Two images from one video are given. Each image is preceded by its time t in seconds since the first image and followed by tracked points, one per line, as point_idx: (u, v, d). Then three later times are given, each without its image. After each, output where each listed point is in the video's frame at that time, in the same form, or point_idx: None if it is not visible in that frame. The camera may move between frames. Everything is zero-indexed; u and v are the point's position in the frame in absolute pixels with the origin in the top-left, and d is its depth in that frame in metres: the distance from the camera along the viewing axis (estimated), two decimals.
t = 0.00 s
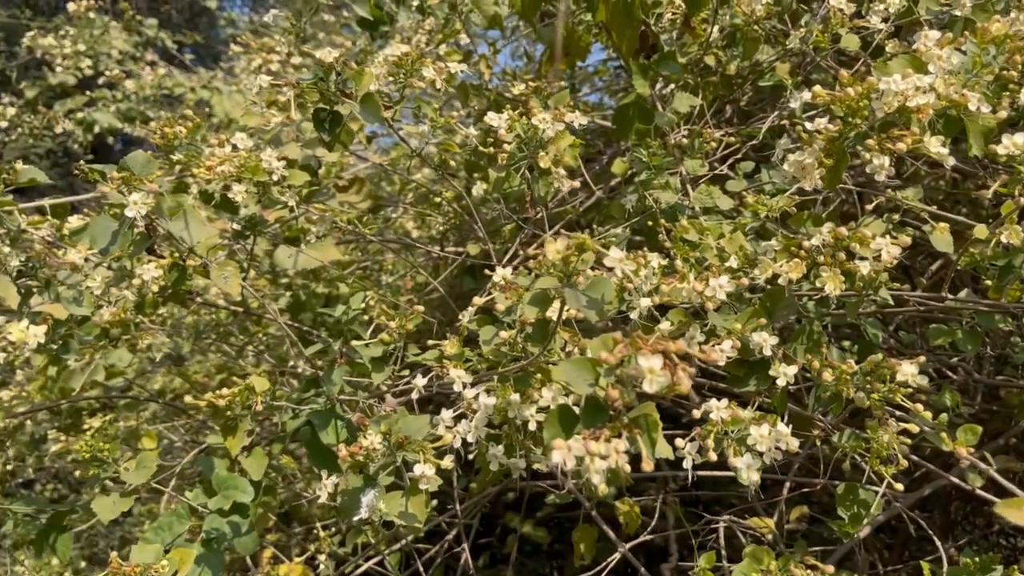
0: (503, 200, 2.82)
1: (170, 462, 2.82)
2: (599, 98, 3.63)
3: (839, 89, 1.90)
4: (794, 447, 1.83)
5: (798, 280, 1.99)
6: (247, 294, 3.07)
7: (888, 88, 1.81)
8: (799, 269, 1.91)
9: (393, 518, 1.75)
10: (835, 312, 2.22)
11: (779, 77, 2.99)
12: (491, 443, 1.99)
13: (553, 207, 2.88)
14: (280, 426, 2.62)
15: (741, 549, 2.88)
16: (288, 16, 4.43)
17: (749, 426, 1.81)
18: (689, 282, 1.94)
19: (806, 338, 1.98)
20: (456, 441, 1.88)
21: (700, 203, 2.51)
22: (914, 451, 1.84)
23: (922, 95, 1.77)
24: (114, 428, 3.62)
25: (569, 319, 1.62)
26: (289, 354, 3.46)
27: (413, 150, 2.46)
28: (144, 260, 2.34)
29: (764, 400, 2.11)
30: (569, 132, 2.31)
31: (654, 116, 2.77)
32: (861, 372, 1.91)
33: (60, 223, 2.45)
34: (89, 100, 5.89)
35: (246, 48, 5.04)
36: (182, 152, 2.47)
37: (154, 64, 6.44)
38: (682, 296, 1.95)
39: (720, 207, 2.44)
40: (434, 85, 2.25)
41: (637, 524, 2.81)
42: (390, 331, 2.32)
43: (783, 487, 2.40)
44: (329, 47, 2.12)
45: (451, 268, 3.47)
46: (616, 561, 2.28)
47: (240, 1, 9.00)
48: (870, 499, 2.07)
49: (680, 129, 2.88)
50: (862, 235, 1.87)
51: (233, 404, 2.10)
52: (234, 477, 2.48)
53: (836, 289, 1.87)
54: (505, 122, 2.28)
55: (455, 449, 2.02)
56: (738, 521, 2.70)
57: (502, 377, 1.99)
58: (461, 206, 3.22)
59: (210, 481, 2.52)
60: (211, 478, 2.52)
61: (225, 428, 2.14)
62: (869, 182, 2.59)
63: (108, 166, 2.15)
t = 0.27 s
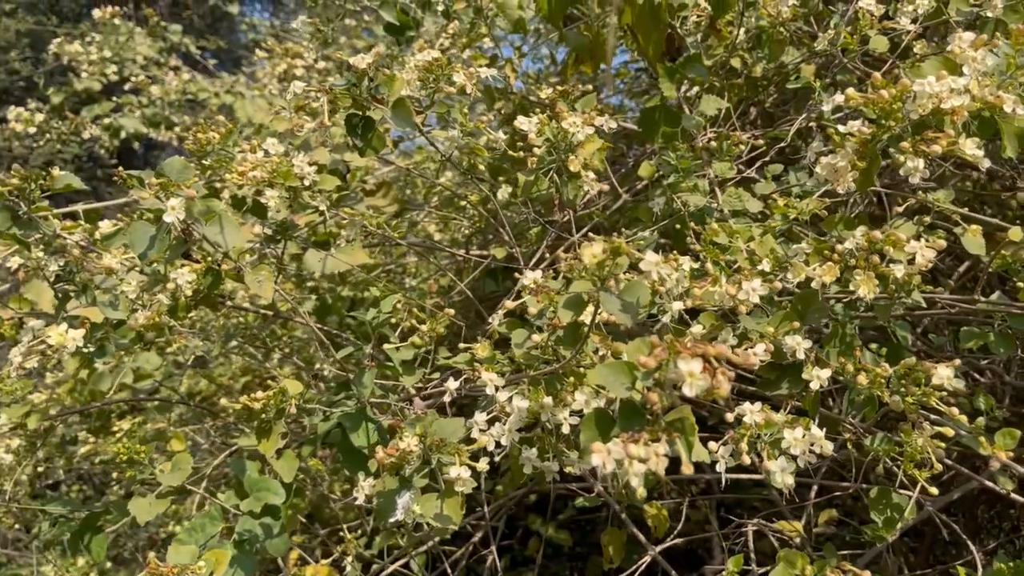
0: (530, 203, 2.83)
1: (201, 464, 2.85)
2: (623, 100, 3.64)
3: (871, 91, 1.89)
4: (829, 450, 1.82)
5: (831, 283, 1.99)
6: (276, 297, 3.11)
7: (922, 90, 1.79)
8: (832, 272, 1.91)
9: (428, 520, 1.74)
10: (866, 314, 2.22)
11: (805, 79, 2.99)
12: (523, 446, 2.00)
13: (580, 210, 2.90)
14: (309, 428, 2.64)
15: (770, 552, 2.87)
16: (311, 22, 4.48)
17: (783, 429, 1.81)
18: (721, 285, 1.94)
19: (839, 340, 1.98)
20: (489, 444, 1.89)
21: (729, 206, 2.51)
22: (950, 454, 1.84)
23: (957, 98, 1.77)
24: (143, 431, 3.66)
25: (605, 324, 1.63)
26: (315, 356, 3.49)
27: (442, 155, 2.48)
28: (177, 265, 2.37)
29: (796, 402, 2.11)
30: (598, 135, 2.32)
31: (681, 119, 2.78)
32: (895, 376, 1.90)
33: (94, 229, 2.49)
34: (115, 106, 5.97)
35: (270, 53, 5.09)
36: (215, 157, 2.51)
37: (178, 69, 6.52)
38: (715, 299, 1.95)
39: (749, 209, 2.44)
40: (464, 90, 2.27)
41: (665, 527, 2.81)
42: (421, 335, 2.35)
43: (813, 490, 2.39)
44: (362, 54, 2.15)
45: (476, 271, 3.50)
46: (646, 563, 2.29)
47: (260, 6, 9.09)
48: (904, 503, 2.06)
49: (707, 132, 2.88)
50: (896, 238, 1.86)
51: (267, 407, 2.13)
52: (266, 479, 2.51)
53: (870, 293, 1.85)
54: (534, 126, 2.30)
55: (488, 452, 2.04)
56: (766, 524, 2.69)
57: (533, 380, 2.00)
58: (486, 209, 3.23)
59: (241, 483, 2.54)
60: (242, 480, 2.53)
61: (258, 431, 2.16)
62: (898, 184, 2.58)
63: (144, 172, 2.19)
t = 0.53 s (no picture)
0: (556, 207, 2.84)
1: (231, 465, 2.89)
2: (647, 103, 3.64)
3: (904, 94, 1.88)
4: (862, 455, 1.82)
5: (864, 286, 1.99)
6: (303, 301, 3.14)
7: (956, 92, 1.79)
8: (865, 275, 1.90)
9: (462, 523, 1.78)
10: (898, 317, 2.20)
11: (832, 80, 2.98)
12: (554, 450, 2.02)
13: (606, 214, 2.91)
14: (338, 431, 2.66)
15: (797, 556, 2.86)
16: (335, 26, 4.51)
17: (816, 433, 1.80)
18: (752, 289, 1.94)
19: (871, 344, 1.98)
20: (522, 449, 1.89)
21: (758, 209, 2.52)
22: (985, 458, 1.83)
23: (992, 100, 1.76)
24: (172, 432, 3.71)
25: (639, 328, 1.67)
26: (342, 359, 3.52)
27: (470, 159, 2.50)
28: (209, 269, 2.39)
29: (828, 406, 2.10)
30: (627, 139, 2.32)
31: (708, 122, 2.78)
32: (929, 380, 1.89)
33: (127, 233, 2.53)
34: (140, 111, 6.05)
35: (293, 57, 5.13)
36: (246, 163, 2.54)
37: (202, 74, 6.58)
38: (746, 302, 1.95)
39: (778, 213, 2.45)
40: (493, 94, 2.29)
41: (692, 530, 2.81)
42: (451, 338, 2.36)
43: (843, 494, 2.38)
44: (393, 61, 2.18)
45: (500, 274, 3.50)
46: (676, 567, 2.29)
47: (280, 10, 9.16)
48: (937, 507, 2.05)
49: (733, 134, 2.88)
50: (930, 241, 1.85)
51: (301, 410, 2.16)
52: (296, 481, 2.53)
53: (903, 296, 1.85)
54: (563, 130, 2.31)
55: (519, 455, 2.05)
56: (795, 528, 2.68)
57: (564, 384, 2.01)
58: (510, 212, 3.24)
59: (273, 485, 2.57)
60: (274, 482, 2.57)
61: (292, 435, 2.19)
62: (928, 186, 2.57)
63: (179, 178, 2.23)
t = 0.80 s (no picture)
0: (582, 210, 2.85)
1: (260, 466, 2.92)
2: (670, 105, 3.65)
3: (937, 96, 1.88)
4: (897, 457, 1.81)
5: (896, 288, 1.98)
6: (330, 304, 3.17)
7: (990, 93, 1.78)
8: (899, 278, 1.90)
9: (496, 525, 1.79)
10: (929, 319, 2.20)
11: (858, 81, 2.97)
12: (586, 452, 2.03)
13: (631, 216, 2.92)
14: (367, 432, 2.69)
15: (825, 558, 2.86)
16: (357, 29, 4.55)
17: (850, 436, 1.80)
18: (784, 291, 1.94)
19: (904, 346, 1.97)
20: (554, 450, 1.89)
21: (787, 211, 2.55)
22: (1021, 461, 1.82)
23: None
24: (199, 433, 3.75)
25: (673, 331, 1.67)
26: (367, 361, 3.54)
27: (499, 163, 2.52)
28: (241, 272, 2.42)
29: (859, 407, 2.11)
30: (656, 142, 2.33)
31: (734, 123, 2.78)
32: (963, 382, 1.89)
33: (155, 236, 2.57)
34: (164, 115, 6.11)
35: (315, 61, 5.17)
36: (276, 167, 2.57)
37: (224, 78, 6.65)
38: (778, 305, 1.95)
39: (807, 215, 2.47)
40: (523, 98, 2.31)
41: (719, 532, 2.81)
42: (480, 341, 2.37)
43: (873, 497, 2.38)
44: (424, 66, 2.20)
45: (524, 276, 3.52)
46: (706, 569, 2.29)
47: (298, 14, 9.23)
48: (970, 510, 2.04)
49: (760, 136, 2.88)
50: (965, 242, 1.84)
51: (334, 412, 2.19)
52: (327, 482, 2.56)
53: (938, 298, 1.85)
54: (592, 134, 2.32)
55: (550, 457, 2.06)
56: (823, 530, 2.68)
57: (595, 386, 2.02)
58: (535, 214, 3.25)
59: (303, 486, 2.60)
60: (304, 483, 2.60)
61: (324, 436, 2.22)
62: (958, 187, 2.56)
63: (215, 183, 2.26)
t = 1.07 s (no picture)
0: (608, 211, 2.86)
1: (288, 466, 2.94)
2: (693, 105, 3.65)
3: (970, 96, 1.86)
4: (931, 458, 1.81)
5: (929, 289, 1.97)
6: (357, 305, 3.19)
7: None
8: (932, 278, 1.89)
9: (529, 526, 1.80)
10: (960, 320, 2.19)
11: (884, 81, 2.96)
12: (616, 452, 2.04)
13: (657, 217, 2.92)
14: (395, 433, 2.71)
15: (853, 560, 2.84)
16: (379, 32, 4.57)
17: (884, 437, 1.80)
18: (816, 293, 1.94)
19: (936, 347, 1.97)
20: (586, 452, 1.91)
21: (816, 212, 2.54)
22: None
23: None
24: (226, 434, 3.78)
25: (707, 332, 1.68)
26: (392, 362, 3.56)
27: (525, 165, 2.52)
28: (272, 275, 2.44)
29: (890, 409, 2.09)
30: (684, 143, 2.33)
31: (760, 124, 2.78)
32: (997, 383, 1.88)
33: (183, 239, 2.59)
34: (188, 118, 6.17)
35: (336, 64, 5.20)
36: (305, 171, 2.59)
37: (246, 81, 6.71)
38: (809, 306, 1.95)
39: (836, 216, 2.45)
40: (551, 101, 2.31)
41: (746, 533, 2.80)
42: (509, 342, 2.38)
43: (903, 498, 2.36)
44: (454, 69, 2.21)
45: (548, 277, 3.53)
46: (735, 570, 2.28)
47: (317, 18, 9.30)
48: (1003, 512, 2.03)
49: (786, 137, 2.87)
50: (999, 243, 1.83)
51: (365, 413, 2.21)
52: (356, 482, 2.57)
53: (972, 299, 1.84)
54: (621, 136, 2.32)
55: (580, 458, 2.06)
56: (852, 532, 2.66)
57: (626, 387, 2.02)
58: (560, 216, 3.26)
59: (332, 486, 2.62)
60: (333, 483, 2.62)
61: (356, 437, 2.24)
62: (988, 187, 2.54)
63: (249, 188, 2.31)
